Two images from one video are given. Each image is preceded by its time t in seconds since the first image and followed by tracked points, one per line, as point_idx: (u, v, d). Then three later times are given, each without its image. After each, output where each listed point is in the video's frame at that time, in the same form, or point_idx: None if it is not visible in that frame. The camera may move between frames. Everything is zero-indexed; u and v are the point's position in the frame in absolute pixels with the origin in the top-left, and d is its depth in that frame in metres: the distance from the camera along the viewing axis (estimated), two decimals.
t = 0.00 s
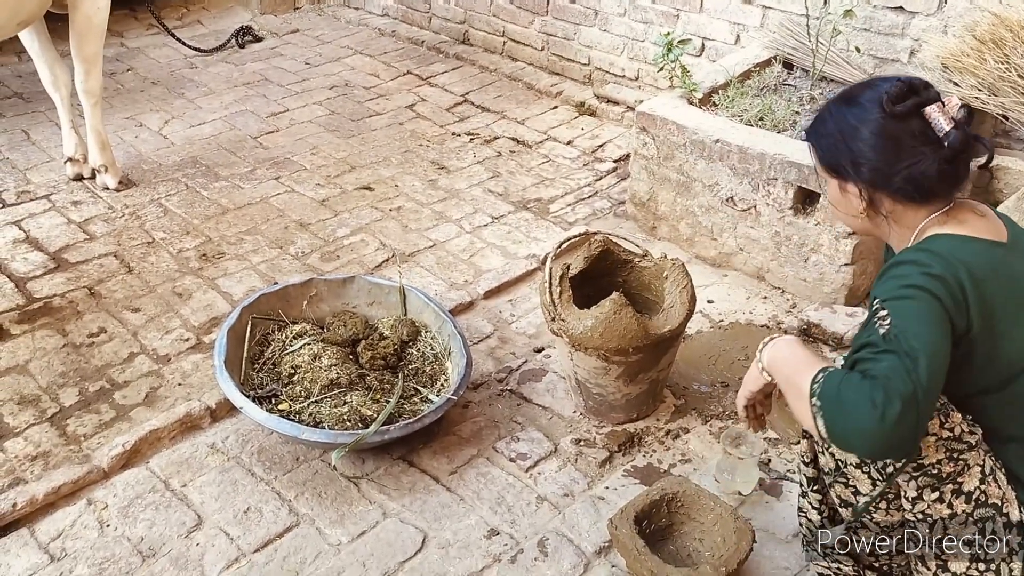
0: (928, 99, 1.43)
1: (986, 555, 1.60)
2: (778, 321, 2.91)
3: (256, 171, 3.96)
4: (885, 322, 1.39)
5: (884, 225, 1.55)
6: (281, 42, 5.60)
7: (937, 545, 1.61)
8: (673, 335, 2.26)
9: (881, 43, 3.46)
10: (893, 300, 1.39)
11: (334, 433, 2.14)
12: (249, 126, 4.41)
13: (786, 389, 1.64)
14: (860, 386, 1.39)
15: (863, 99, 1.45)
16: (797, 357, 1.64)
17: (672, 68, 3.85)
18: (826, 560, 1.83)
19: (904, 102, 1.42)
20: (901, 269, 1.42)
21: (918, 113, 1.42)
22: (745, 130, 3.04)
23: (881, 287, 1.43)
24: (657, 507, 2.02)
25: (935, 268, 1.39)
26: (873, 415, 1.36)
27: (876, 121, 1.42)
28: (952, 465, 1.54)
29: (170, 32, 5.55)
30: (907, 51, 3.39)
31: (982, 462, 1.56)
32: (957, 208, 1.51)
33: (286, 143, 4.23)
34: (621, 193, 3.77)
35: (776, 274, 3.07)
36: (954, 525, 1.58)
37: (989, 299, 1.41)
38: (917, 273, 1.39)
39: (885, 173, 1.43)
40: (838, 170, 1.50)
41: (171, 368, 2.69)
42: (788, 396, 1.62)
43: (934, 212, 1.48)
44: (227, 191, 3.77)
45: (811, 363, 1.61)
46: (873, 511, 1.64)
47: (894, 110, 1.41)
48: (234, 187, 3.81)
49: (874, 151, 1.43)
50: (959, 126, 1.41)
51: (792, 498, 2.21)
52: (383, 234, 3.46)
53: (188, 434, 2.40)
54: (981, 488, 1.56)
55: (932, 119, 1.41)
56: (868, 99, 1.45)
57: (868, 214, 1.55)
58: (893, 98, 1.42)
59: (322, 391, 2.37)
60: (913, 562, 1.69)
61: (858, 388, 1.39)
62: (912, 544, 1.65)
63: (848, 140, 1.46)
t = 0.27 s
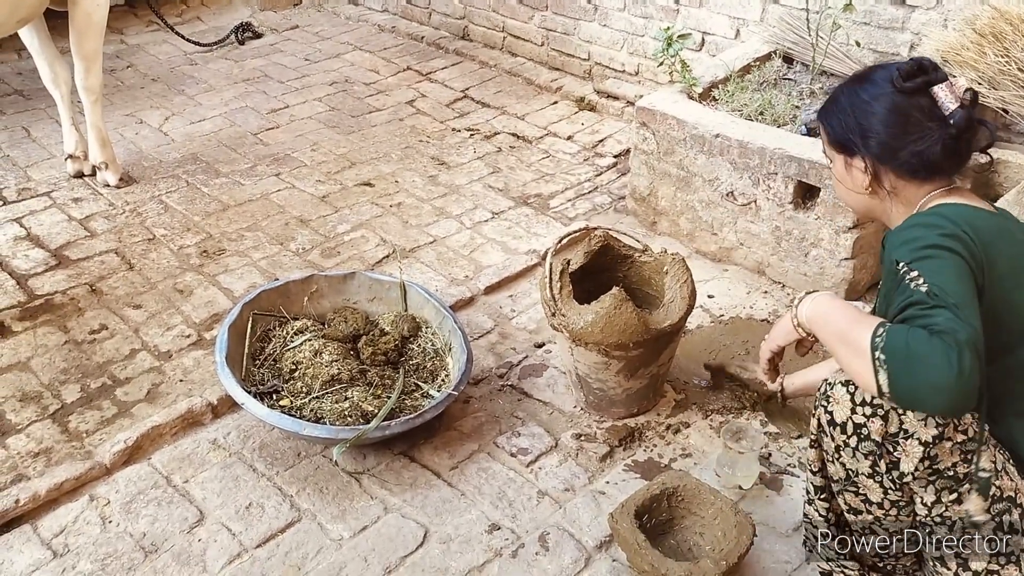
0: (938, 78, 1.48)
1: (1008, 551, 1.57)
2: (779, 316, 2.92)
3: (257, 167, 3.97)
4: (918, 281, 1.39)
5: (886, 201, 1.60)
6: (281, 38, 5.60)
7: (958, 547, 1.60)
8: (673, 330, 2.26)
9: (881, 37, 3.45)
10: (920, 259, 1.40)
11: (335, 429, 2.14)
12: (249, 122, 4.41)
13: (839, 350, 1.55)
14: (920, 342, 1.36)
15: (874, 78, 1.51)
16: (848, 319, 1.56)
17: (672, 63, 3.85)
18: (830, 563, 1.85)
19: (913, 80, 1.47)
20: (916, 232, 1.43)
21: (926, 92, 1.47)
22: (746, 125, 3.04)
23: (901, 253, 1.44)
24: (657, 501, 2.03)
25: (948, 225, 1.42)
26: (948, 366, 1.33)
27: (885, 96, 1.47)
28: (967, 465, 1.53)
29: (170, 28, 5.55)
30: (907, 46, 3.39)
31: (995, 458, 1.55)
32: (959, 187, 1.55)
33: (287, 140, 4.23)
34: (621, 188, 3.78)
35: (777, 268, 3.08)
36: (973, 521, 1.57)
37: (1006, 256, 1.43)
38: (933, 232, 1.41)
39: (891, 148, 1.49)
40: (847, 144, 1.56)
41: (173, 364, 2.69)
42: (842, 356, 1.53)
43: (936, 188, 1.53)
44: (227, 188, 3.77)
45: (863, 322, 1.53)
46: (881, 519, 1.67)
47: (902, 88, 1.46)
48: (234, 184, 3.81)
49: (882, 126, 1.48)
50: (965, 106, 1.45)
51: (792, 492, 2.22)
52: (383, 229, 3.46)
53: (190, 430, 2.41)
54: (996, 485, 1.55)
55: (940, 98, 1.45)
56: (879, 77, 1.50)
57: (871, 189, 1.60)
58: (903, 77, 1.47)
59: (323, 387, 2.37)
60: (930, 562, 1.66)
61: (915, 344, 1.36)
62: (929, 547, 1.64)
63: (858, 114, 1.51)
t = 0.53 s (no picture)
0: (932, 65, 1.50)
1: None
2: (779, 307, 2.92)
3: (257, 162, 3.97)
4: (941, 269, 1.42)
5: (880, 185, 1.62)
6: (280, 32, 5.59)
7: (983, 541, 1.60)
8: (674, 322, 2.27)
9: (881, 28, 3.44)
10: (936, 245, 1.42)
11: (338, 423, 2.15)
12: (249, 118, 4.41)
13: (890, 348, 1.51)
14: (976, 327, 1.37)
15: (870, 65, 1.52)
16: (888, 317, 1.53)
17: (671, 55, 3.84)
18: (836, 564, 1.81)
19: (907, 68, 1.49)
20: (919, 218, 1.46)
21: (920, 78, 1.49)
22: (745, 117, 3.04)
23: (912, 242, 1.46)
24: (659, 493, 2.03)
25: (947, 203, 1.44)
26: (1015, 344, 1.35)
27: (880, 81, 1.50)
28: (991, 459, 1.53)
29: (169, 24, 5.55)
30: (907, 37, 3.37)
31: (1015, 450, 1.57)
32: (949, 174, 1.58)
33: (287, 135, 4.23)
34: (621, 181, 3.78)
35: (777, 260, 3.08)
36: (998, 516, 1.57)
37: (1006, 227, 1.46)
38: (938, 214, 1.44)
39: (887, 131, 1.51)
40: (842, 129, 1.58)
41: (175, 360, 2.70)
42: (897, 354, 1.49)
43: (929, 173, 1.56)
44: (228, 183, 3.77)
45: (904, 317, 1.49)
46: (897, 519, 1.64)
47: (897, 75, 1.48)
48: (234, 179, 3.81)
49: (877, 110, 1.50)
50: (958, 92, 1.47)
51: (793, 484, 2.22)
52: (383, 224, 3.46)
53: (192, 426, 2.42)
54: (1018, 475, 1.56)
55: (934, 85, 1.47)
56: (875, 64, 1.52)
57: (865, 174, 1.62)
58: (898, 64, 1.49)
59: (324, 381, 2.38)
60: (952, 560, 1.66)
61: (969, 330, 1.38)
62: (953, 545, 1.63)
63: (854, 98, 1.53)
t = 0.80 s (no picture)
0: (921, 54, 1.51)
1: None
2: (775, 300, 2.92)
3: (252, 158, 3.96)
4: (927, 251, 1.42)
5: (876, 174, 1.61)
6: (274, 28, 5.58)
7: (979, 520, 1.60)
8: (669, 316, 2.27)
9: (875, 20, 3.44)
10: (924, 227, 1.42)
11: (334, 418, 2.15)
12: (244, 113, 4.40)
13: (877, 338, 1.53)
14: (958, 310, 1.37)
15: (859, 55, 1.54)
16: (873, 309, 1.56)
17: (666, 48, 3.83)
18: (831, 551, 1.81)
19: (896, 57, 1.50)
20: (910, 201, 1.46)
21: (910, 67, 1.50)
22: (740, 109, 3.03)
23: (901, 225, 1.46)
24: (655, 486, 2.04)
25: (940, 188, 1.44)
26: (996, 327, 1.35)
27: (872, 70, 1.51)
28: (985, 440, 1.54)
29: (162, 20, 5.52)
30: (901, 28, 3.37)
31: (1008, 430, 1.57)
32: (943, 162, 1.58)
33: (281, 130, 4.22)
34: (617, 175, 3.77)
35: (773, 253, 3.08)
36: (993, 496, 1.57)
37: (999, 215, 1.46)
38: (929, 197, 1.44)
39: (881, 120, 1.51)
40: (836, 121, 1.58)
41: (170, 356, 2.69)
42: (884, 342, 1.51)
43: (924, 160, 1.56)
44: (223, 179, 3.76)
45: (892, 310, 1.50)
46: (892, 503, 1.65)
47: (887, 63, 1.49)
48: (229, 175, 3.80)
49: (870, 99, 1.51)
50: (948, 78, 1.48)
51: (790, 475, 2.23)
52: (379, 219, 3.46)
53: (188, 422, 2.41)
54: (1013, 456, 1.56)
55: (924, 71, 1.49)
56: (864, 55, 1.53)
57: (860, 164, 1.61)
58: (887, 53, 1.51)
59: (321, 376, 2.38)
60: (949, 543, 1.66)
61: (951, 313, 1.38)
62: (947, 525, 1.64)
63: (846, 89, 1.54)
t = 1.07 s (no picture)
0: (896, 43, 1.53)
1: (1017, 509, 1.58)
2: (770, 289, 2.93)
3: (246, 150, 3.95)
4: (914, 237, 1.41)
5: (870, 167, 1.60)
6: (267, 20, 5.55)
7: (970, 508, 1.59)
8: (664, 305, 2.27)
9: (869, 8, 3.39)
10: (912, 214, 1.42)
11: (330, 410, 2.15)
12: (237, 106, 4.38)
13: (863, 327, 1.54)
14: (942, 294, 1.36)
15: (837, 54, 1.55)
16: (858, 298, 1.56)
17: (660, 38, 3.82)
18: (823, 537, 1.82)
19: (873, 48, 1.52)
20: (899, 188, 1.45)
21: (888, 56, 1.51)
22: (734, 99, 3.03)
23: (890, 212, 1.46)
24: (651, 475, 2.04)
25: (931, 176, 1.44)
26: (978, 311, 1.34)
27: (853, 64, 1.52)
28: (975, 427, 1.54)
29: (154, 12, 5.49)
30: (895, 16, 3.32)
31: (999, 419, 1.57)
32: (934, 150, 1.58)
33: (275, 122, 4.21)
34: (612, 165, 3.77)
35: (768, 243, 3.08)
36: (984, 484, 1.57)
37: (990, 205, 1.46)
38: (918, 184, 1.44)
39: (868, 110, 1.52)
40: (824, 118, 1.59)
41: (166, 350, 2.69)
42: (870, 331, 1.52)
43: (915, 148, 1.56)
44: (217, 172, 3.75)
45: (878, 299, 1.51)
46: (884, 490, 1.65)
47: (865, 56, 1.51)
48: (223, 167, 3.79)
49: (855, 92, 1.52)
50: (926, 60, 1.49)
51: (786, 463, 2.23)
52: (373, 210, 3.45)
53: (184, 415, 2.41)
54: (1004, 444, 1.56)
55: (901, 59, 1.50)
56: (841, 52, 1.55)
57: (854, 158, 1.60)
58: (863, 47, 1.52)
59: (317, 368, 2.38)
60: (942, 530, 1.66)
61: (935, 297, 1.37)
62: (938, 512, 1.64)
63: (830, 86, 1.55)
